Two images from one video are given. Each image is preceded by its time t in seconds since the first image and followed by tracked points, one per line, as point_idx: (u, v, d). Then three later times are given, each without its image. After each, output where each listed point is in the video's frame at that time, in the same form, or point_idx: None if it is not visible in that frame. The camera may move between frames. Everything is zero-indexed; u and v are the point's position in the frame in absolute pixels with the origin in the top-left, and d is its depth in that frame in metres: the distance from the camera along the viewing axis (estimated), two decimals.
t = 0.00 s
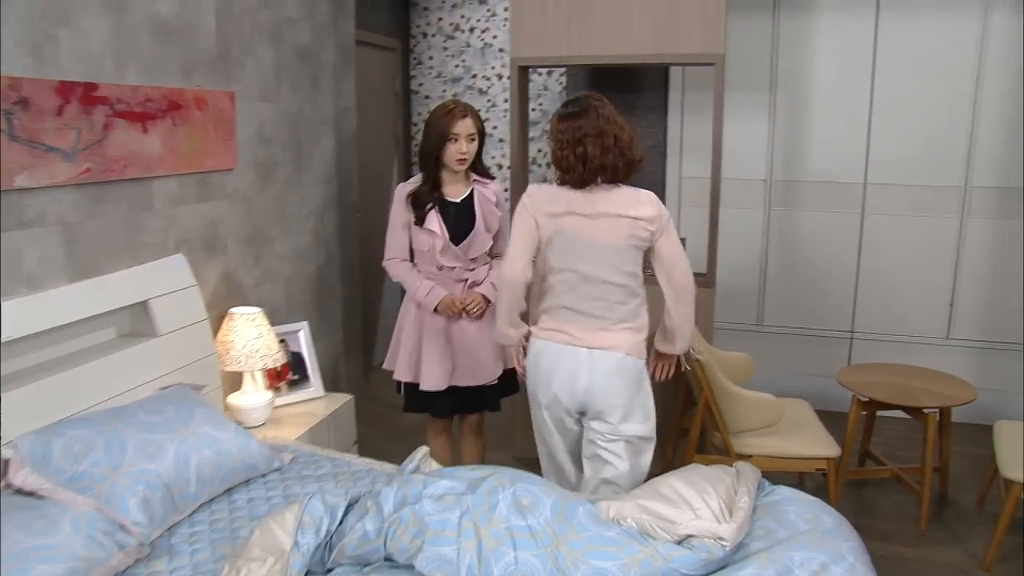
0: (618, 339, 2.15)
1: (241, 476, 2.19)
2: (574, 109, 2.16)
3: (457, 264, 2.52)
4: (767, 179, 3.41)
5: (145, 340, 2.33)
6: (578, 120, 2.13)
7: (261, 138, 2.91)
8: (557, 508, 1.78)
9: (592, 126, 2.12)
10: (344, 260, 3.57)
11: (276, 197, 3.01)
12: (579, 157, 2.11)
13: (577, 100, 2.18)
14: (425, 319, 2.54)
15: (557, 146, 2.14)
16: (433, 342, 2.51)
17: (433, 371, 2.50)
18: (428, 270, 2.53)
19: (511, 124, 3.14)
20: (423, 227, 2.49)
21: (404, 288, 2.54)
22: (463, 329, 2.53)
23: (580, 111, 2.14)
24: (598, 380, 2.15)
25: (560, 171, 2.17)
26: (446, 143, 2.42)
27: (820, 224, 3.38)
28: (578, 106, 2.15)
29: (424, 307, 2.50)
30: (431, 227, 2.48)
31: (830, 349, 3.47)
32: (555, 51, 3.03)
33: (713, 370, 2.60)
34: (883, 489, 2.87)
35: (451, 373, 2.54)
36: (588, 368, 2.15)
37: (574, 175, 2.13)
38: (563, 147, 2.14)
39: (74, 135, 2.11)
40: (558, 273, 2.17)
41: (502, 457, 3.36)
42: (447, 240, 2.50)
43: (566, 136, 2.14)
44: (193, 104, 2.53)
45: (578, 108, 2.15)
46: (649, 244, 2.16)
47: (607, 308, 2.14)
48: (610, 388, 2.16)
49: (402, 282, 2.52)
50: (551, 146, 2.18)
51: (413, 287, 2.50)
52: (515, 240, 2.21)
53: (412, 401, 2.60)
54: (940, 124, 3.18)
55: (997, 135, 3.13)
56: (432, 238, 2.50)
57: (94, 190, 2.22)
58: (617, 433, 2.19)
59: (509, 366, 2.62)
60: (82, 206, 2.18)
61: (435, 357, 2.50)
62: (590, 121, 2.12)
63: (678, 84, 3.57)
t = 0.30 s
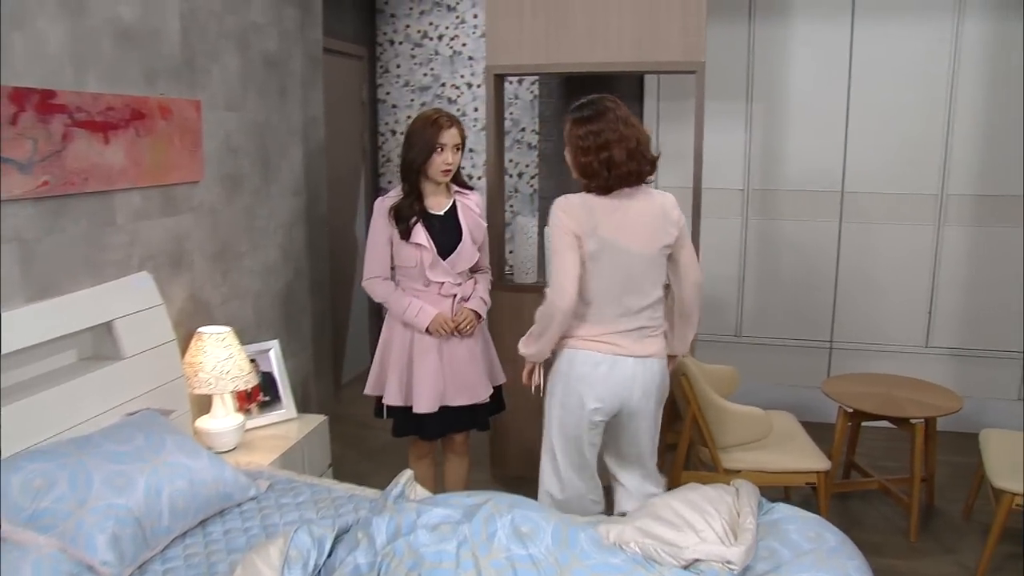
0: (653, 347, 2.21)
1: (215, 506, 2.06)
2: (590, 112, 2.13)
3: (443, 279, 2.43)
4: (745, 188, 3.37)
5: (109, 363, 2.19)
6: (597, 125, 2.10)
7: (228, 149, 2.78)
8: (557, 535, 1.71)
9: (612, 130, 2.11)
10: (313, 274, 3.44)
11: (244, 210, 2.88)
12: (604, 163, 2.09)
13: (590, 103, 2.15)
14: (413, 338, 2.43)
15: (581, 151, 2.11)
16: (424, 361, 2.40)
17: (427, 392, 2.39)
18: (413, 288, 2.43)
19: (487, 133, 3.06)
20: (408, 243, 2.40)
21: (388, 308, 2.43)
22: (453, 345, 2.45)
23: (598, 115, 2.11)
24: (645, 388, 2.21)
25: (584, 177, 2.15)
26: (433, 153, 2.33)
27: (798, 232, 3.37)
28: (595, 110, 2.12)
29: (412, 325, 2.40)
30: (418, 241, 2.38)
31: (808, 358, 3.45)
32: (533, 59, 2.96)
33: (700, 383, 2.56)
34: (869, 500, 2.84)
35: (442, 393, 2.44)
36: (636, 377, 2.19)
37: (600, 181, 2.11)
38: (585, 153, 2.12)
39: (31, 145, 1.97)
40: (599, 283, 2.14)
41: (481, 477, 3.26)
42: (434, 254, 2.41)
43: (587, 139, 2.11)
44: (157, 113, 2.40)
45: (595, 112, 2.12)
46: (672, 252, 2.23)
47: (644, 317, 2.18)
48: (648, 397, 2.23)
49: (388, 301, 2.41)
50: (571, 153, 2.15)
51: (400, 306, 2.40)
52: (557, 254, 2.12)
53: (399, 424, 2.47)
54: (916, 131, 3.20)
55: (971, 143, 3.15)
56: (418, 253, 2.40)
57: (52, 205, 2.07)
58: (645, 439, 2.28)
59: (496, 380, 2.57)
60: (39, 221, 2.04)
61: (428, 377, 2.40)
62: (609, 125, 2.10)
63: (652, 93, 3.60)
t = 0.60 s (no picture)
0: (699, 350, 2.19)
1: (193, 531, 1.94)
2: (623, 115, 2.03)
3: (437, 288, 2.34)
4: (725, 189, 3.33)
5: (74, 381, 2.05)
6: (632, 128, 2.01)
7: (196, 151, 2.64)
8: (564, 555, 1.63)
9: (648, 132, 2.02)
10: (284, 282, 3.31)
11: (213, 216, 2.75)
12: (643, 168, 2.01)
13: (620, 105, 2.06)
14: (409, 354, 2.32)
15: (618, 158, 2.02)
16: (423, 377, 2.29)
17: (429, 409, 2.28)
18: (405, 300, 2.32)
19: (466, 134, 2.96)
20: (399, 253, 2.29)
21: (379, 322, 2.31)
22: (450, 358, 2.36)
23: (632, 118, 2.02)
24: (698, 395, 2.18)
25: (617, 182, 2.06)
26: (422, 157, 2.24)
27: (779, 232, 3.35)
28: (628, 112, 2.03)
29: (409, 340, 2.28)
30: (411, 249, 2.27)
31: (790, 360, 3.43)
32: (514, 57, 2.88)
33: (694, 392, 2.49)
34: (859, 504, 2.81)
35: (442, 409, 2.34)
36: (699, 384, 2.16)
37: (637, 187, 2.04)
38: (621, 158, 2.03)
39: None
40: (671, 290, 2.04)
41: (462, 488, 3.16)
42: (428, 263, 2.31)
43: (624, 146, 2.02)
44: (121, 113, 2.26)
45: (628, 115, 2.02)
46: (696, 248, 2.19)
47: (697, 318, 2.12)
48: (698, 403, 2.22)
49: (381, 315, 2.29)
50: (603, 158, 2.05)
51: (395, 320, 2.28)
52: (626, 270, 1.96)
53: (395, 445, 2.35)
54: (896, 130, 3.20)
55: (951, 142, 3.17)
56: (411, 262, 2.29)
57: (9, 211, 1.93)
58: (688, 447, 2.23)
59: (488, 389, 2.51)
60: None
61: (429, 394, 2.29)
62: (645, 129, 2.02)
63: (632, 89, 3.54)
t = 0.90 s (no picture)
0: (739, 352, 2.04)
1: (169, 553, 1.82)
2: (649, 111, 1.88)
3: (421, 293, 2.23)
4: (707, 188, 3.28)
5: (37, 396, 1.92)
6: (661, 124, 1.86)
7: (162, 150, 2.51)
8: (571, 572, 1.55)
9: (676, 130, 1.86)
10: (255, 287, 3.18)
11: (180, 218, 2.61)
12: (671, 166, 1.85)
13: (645, 101, 1.90)
14: (393, 363, 2.21)
15: (643, 153, 1.86)
16: (411, 387, 2.19)
17: (418, 420, 2.19)
18: (387, 306, 2.22)
19: (444, 133, 2.87)
20: (383, 256, 2.17)
21: (362, 331, 2.18)
22: (434, 366, 2.26)
23: (659, 113, 1.87)
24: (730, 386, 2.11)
25: (643, 182, 1.90)
26: (405, 155, 2.13)
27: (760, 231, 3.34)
28: (654, 108, 1.87)
29: (395, 349, 2.18)
30: (396, 253, 2.17)
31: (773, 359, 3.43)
32: (492, 52, 2.80)
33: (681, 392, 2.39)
34: (846, 505, 2.78)
35: (427, 419, 2.24)
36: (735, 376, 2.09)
37: (666, 187, 1.87)
38: (648, 155, 1.86)
39: None
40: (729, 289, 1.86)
41: (442, 498, 3.08)
42: (413, 267, 2.20)
43: (649, 141, 1.86)
44: (83, 110, 2.13)
45: (655, 110, 1.87)
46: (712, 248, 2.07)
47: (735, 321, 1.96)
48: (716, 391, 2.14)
49: (365, 323, 2.16)
50: (628, 156, 1.89)
51: (381, 328, 2.16)
52: (704, 270, 1.77)
53: (377, 461, 2.24)
54: (878, 128, 3.23)
55: (933, 139, 3.20)
56: (396, 266, 2.18)
57: None
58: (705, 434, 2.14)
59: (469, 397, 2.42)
60: None
61: (415, 404, 2.19)
62: (675, 125, 1.86)
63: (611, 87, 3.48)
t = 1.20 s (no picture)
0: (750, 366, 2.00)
1: None
2: (675, 106, 1.82)
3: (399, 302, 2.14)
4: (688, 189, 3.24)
5: None
6: (688, 120, 1.80)
7: (125, 152, 2.39)
8: None
9: (702, 126, 1.81)
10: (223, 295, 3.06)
11: (145, 224, 2.49)
12: (698, 163, 1.80)
13: (669, 96, 1.85)
14: (369, 377, 2.11)
15: (671, 150, 1.81)
16: (389, 402, 2.10)
17: (397, 437, 2.10)
18: (363, 317, 2.11)
19: (420, 133, 2.78)
20: (360, 265, 2.06)
21: (338, 345, 2.07)
22: (412, 380, 2.17)
23: (685, 109, 1.81)
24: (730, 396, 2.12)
25: (669, 180, 1.84)
26: (381, 155, 2.04)
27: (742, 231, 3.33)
28: (680, 103, 1.82)
29: (373, 364, 2.07)
30: (375, 261, 2.06)
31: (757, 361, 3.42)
32: (469, 50, 2.72)
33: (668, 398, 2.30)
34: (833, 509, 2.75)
35: (404, 434, 2.15)
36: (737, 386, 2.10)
37: (692, 186, 1.81)
38: (675, 151, 1.81)
39: None
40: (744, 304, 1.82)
41: (423, 510, 2.99)
42: (392, 275, 2.10)
43: (678, 136, 1.81)
44: (41, 110, 2.00)
45: (681, 105, 1.81)
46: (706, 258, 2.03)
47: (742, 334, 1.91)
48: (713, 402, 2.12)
49: (342, 337, 2.05)
50: (653, 152, 1.83)
51: (359, 342, 2.05)
52: (734, 273, 1.73)
53: (351, 480, 2.11)
54: (857, 127, 3.26)
55: (913, 137, 3.24)
56: (374, 275, 2.08)
57: None
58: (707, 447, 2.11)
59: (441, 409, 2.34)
60: None
61: (393, 420, 2.09)
62: (701, 122, 1.81)
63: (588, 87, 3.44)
